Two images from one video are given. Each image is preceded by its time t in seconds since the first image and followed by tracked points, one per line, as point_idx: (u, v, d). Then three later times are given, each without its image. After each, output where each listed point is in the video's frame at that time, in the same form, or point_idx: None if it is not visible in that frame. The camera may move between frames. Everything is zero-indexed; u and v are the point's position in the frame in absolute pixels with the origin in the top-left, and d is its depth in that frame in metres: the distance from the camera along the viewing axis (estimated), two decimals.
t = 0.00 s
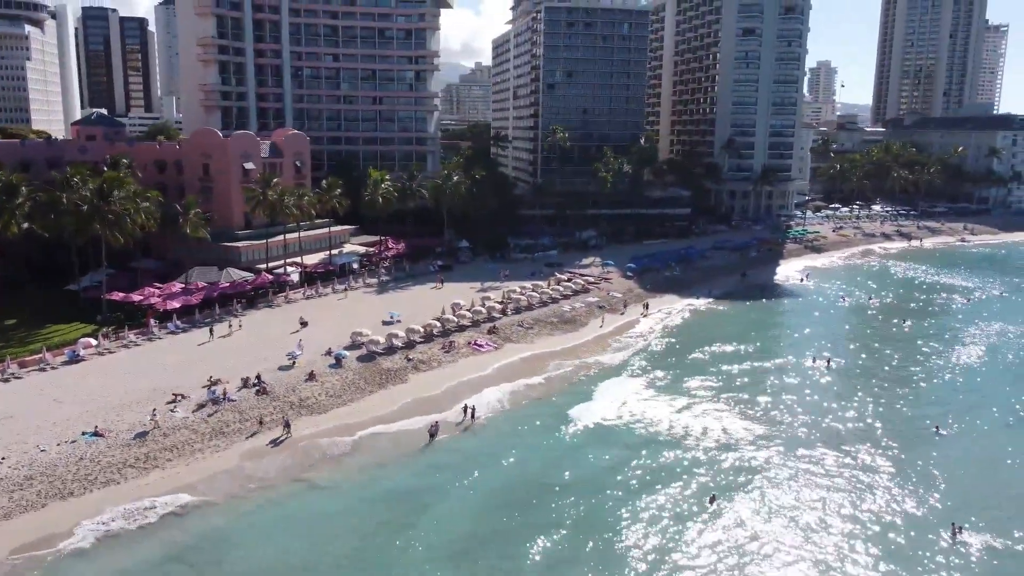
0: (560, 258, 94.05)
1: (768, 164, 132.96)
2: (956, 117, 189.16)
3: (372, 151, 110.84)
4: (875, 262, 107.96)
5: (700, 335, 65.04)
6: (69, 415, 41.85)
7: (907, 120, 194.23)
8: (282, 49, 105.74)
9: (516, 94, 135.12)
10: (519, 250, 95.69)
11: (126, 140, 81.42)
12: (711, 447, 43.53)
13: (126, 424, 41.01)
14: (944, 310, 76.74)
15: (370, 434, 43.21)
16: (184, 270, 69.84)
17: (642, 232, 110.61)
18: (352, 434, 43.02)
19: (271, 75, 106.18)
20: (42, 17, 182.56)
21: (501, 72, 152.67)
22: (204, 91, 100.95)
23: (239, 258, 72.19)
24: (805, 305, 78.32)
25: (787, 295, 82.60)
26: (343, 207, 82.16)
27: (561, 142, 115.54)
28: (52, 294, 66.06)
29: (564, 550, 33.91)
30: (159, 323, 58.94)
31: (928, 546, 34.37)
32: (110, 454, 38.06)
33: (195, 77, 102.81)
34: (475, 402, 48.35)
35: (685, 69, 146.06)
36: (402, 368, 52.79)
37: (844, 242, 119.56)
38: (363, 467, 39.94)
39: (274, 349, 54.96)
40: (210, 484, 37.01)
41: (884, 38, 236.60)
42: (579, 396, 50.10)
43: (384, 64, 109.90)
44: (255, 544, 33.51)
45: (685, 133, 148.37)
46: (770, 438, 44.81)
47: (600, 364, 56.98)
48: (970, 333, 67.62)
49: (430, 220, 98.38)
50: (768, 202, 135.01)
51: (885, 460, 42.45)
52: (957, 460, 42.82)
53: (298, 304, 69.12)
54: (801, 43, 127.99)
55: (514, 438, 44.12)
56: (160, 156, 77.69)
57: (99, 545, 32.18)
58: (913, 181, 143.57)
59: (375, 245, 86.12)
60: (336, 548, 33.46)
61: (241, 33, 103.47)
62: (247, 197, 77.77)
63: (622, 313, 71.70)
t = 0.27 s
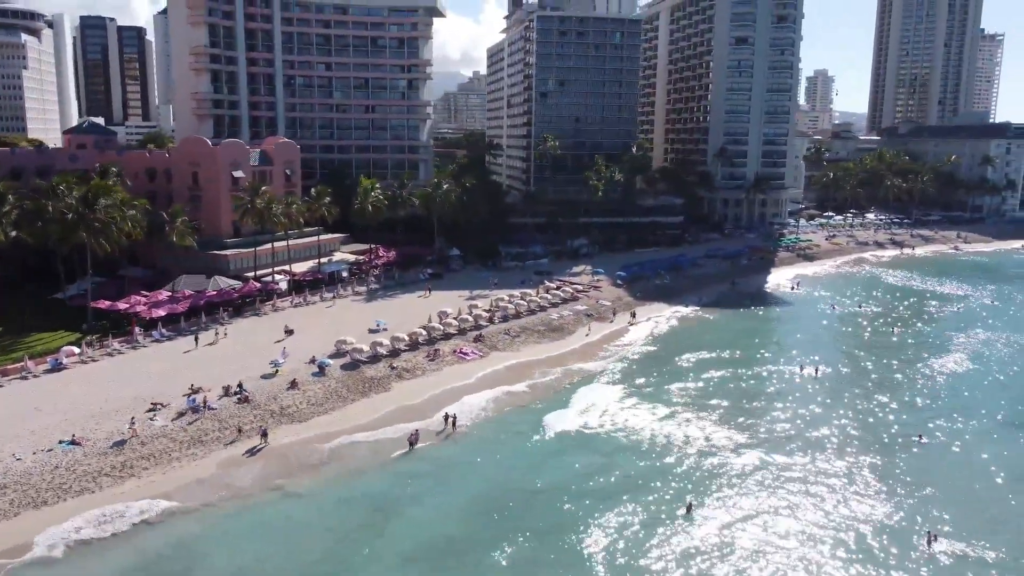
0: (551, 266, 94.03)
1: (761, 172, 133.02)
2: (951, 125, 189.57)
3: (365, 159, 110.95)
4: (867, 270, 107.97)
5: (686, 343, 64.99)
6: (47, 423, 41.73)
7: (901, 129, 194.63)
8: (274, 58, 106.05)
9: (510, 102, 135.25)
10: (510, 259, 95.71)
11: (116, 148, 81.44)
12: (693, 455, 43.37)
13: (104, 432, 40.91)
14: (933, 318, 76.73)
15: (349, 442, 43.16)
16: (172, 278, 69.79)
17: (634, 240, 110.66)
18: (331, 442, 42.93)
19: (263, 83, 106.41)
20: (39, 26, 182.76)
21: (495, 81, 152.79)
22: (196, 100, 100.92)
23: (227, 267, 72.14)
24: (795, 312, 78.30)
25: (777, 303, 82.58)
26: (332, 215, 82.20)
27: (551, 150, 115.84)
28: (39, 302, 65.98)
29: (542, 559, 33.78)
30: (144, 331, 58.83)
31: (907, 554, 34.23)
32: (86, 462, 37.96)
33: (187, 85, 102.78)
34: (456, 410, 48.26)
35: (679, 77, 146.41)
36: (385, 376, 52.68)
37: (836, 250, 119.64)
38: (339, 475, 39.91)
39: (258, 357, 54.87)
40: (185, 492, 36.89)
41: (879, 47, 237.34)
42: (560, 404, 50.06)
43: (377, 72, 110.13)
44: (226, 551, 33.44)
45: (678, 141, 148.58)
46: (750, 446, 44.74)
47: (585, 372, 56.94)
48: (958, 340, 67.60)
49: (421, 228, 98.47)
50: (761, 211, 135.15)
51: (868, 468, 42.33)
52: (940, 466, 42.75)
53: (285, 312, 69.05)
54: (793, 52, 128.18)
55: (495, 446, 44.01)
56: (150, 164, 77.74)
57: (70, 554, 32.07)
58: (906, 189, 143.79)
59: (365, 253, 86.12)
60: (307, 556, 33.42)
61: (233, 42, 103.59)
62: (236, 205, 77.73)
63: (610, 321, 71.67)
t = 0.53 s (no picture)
0: (541, 274, 93.95)
1: (755, 181, 132.92)
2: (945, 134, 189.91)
3: (357, 168, 111.05)
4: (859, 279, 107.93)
5: (673, 351, 64.88)
6: (25, 432, 41.57)
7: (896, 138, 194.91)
8: (266, 67, 106.32)
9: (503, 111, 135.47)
10: (500, 267, 95.70)
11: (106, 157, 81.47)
12: (675, 464, 43.12)
13: (82, 442, 40.76)
14: (922, 327, 76.60)
15: (328, 451, 43.01)
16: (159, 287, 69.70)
17: (626, 249, 110.69)
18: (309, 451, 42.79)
19: (256, 92, 106.63)
20: (36, 35, 183.07)
21: (489, 90, 153.21)
22: (188, 109, 101.76)
23: (215, 276, 72.05)
24: (783, 321, 78.23)
25: (766, 312, 82.51)
26: (321, 224, 82.15)
27: (541, 159, 115.96)
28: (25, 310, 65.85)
29: (517, 568, 33.59)
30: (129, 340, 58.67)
31: (886, 564, 33.99)
32: (61, 472, 37.79)
33: (179, 94, 103.54)
34: (438, 419, 48.08)
35: (672, 86, 146.76)
36: (369, 386, 52.50)
37: (829, 259, 119.69)
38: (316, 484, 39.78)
39: (241, 366, 54.70)
40: (159, 502, 36.70)
41: (874, 57, 238.05)
42: (543, 414, 49.91)
43: (369, 82, 110.32)
44: (197, 560, 33.31)
45: (672, 150, 148.78)
46: (731, 455, 44.58)
47: (570, 381, 56.78)
48: (946, 349, 67.42)
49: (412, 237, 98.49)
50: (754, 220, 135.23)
51: (851, 477, 42.10)
52: (921, 475, 42.58)
53: (273, 320, 68.90)
54: (785, 62, 128.68)
55: (476, 456, 43.81)
56: (139, 173, 77.82)
57: (40, 564, 31.91)
58: (900, 198, 143.89)
59: (355, 262, 86.02)
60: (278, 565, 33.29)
61: (225, 51, 104.19)
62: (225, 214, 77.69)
63: (598, 330, 71.56)
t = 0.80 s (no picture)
0: (532, 289, 94.01)
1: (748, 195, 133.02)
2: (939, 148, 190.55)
3: (350, 183, 111.35)
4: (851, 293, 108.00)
5: (660, 365, 64.84)
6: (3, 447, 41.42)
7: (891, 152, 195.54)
8: (259, 82, 106.86)
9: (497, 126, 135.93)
10: (492, 281, 95.83)
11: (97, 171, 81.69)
12: (656, 479, 42.95)
13: (59, 456, 40.60)
14: (911, 341, 76.57)
15: (306, 466, 42.90)
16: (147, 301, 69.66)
17: (619, 263, 110.85)
18: (288, 466, 42.67)
19: (248, 107, 107.18)
20: (34, 50, 183.99)
21: (484, 105, 153.80)
22: (181, 123, 102.08)
23: (203, 290, 72.03)
24: (773, 335, 78.23)
25: (756, 325, 82.52)
26: (311, 238, 82.24)
27: (533, 173, 116.32)
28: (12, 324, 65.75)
29: None
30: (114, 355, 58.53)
31: None
32: (37, 487, 37.62)
33: (172, 109, 103.91)
34: (419, 434, 47.92)
35: (666, 101, 147.41)
36: (352, 400, 52.35)
37: (821, 273, 119.83)
38: (292, 499, 39.67)
39: (225, 380, 54.58)
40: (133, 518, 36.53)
41: (869, 71, 239.18)
42: (525, 428, 49.80)
43: (362, 97, 110.78)
44: None
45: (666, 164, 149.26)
46: (711, 469, 44.42)
47: (555, 395, 56.66)
48: (934, 363, 67.32)
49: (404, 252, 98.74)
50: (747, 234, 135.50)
51: (833, 492, 41.89)
52: (902, 489, 42.43)
53: (260, 334, 68.83)
54: (778, 76, 129.63)
55: (456, 470, 43.67)
56: (129, 188, 78.00)
57: None
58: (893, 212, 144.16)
59: (345, 276, 86.05)
60: None
61: (218, 66, 104.77)
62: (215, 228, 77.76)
63: (586, 344, 71.53)
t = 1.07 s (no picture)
0: (523, 306, 93.93)
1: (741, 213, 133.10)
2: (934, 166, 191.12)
3: (343, 200, 111.56)
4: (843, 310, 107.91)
5: (647, 382, 64.62)
6: None
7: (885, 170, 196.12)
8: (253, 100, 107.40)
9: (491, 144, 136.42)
10: (482, 299, 95.81)
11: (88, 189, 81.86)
12: (636, 497, 42.69)
13: (36, 474, 40.35)
14: (901, 358, 76.37)
15: (284, 484, 42.63)
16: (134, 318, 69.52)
17: (611, 280, 110.88)
18: (265, 484, 42.41)
19: (242, 125, 107.71)
20: (32, 68, 185.03)
21: (478, 123, 154.40)
22: (174, 141, 102.40)
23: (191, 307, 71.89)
24: (762, 352, 78.09)
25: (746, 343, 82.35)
26: (301, 255, 82.28)
27: (525, 190, 116.62)
28: None
29: None
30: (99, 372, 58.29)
31: None
32: (10, 505, 37.37)
33: (166, 127, 104.27)
34: (400, 451, 47.66)
35: (659, 119, 148.12)
36: (335, 417, 52.12)
37: (814, 291, 119.86)
38: (268, 517, 39.40)
39: (208, 397, 54.36)
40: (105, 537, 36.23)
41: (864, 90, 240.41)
42: (507, 445, 49.62)
43: (355, 114, 111.29)
44: None
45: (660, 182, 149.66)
46: (692, 487, 44.16)
47: (539, 413, 56.40)
48: (923, 381, 67.15)
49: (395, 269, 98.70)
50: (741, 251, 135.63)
51: (814, 511, 41.59)
52: (883, 507, 42.14)
53: (247, 351, 68.63)
54: (770, 94, 130.29)
55: (435, 488, 43.38)
56: (119, 205, 78.12)
57: None
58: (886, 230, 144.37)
59: (335, 294, 85.96)
60: None
61: (211, 85, 105.37)
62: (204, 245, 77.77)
63: (574, 361, 71.33)
